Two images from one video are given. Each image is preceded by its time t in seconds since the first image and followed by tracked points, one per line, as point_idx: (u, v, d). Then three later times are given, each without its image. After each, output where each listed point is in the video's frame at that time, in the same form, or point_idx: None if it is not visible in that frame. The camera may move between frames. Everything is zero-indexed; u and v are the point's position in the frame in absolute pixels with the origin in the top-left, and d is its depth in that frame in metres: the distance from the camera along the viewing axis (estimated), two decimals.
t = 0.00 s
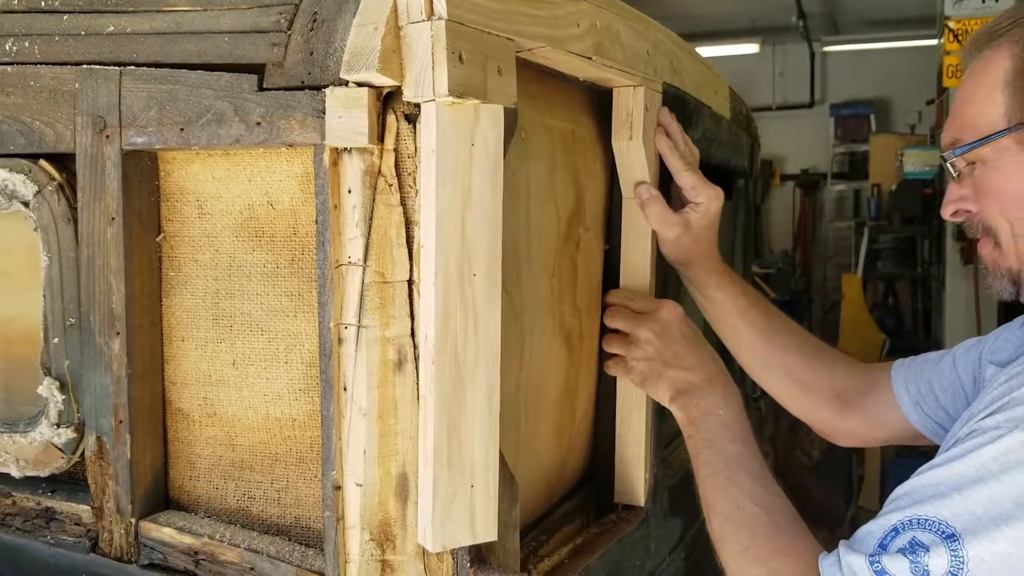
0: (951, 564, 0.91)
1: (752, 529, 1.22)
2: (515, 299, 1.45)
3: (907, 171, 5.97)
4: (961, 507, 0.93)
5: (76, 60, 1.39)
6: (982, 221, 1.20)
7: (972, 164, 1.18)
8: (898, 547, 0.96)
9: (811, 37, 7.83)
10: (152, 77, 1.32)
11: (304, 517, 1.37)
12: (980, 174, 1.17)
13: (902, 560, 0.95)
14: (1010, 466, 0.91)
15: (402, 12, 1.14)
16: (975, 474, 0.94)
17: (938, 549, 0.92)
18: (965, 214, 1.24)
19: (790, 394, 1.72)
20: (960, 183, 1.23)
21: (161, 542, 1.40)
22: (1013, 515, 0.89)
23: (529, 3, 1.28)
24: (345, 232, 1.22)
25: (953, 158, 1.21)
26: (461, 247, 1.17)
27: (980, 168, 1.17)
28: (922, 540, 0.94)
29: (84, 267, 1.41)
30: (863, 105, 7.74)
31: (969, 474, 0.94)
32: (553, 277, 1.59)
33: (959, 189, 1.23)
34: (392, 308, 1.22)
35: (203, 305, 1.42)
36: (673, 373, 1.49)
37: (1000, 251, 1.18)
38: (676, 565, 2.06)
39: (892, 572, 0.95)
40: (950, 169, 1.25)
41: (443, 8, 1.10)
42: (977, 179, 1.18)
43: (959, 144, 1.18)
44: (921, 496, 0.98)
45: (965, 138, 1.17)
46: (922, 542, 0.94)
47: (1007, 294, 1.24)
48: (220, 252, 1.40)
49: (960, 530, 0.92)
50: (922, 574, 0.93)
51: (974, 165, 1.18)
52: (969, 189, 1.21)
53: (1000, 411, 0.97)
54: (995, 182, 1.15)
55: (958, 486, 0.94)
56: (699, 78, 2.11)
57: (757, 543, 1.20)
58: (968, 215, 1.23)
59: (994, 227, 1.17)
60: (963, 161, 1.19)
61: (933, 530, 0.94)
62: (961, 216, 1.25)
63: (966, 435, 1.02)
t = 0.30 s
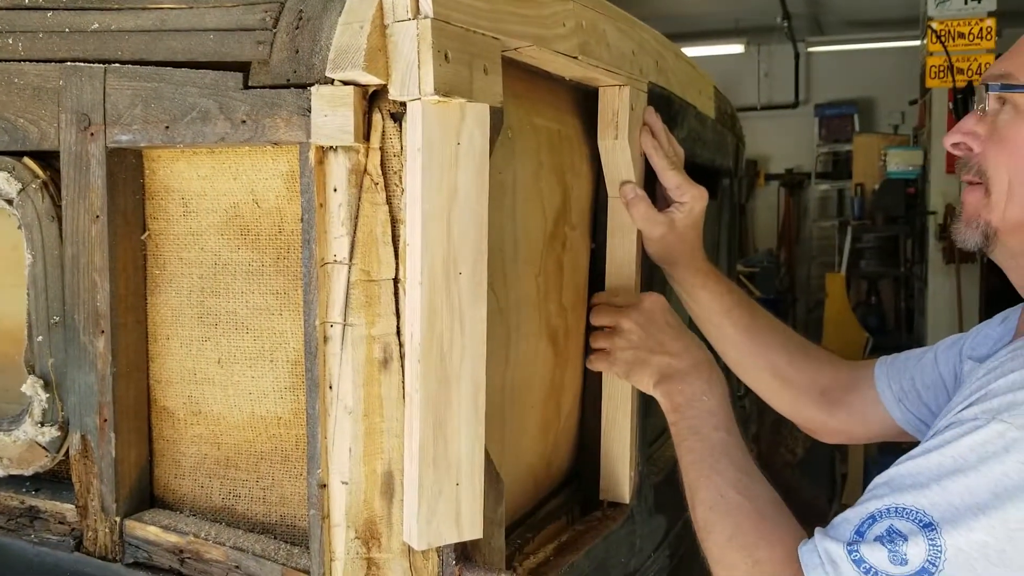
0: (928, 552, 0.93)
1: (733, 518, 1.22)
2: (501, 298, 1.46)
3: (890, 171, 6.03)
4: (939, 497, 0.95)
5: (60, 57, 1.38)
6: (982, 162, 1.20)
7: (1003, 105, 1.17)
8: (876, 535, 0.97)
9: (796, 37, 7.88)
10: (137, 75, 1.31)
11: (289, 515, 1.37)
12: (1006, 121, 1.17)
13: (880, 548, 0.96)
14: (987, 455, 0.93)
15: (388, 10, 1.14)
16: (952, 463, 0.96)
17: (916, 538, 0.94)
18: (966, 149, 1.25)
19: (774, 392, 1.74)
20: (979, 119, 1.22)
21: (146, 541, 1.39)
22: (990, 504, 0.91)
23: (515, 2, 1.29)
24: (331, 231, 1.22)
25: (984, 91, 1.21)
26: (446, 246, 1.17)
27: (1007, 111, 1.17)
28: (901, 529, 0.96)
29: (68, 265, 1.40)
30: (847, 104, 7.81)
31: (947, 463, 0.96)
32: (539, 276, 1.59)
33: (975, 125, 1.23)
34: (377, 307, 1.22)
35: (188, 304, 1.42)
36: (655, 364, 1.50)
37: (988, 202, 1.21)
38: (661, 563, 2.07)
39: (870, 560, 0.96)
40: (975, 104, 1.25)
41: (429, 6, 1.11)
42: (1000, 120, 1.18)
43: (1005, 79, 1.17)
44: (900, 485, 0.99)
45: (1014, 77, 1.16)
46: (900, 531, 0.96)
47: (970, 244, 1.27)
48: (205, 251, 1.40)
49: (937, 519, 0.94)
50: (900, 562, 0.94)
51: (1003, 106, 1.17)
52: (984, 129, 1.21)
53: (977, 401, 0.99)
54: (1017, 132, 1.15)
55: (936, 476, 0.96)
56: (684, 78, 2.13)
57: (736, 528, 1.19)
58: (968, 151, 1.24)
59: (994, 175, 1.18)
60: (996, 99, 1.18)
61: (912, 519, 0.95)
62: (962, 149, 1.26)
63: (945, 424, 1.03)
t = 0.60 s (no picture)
0: (895, 468, 0.92)
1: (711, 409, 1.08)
2: (497, 297, 1.46)
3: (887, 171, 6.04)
4: (922, 424, 0.93)
5: (57, 58, 1.38)
6: (990, 160, 1.18)
7: (1015, 101, 1.15)
8: (848, 441, 0.95)
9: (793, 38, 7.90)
10: (134, 75, 1.32)
11: (286, 514, 1.37)
12: (1016, 117, 1.15)
13: (850, 454, 0.94)
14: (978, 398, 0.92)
15: (384, 11, 1.14)
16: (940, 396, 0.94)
17: (889, 451, 0.93)
18: (974, 146, 1.22)
19: (773, 391, 1.74)
20: (989, 116, 1.20)
21: (143, 540, 1.39)
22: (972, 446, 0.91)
23: (511, 2, 1.29)
24: (328, 231, 1.23)
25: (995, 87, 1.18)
26: (443, 245, 1.18)
27: (1018, 108, 1.15)
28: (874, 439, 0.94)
29: (65, 265, 1.40)
30: (844, 105, 7.81)
31: (934, 394, 0.95)
32: (535, 275, 1.60)
33: (984, 120, 1.20)
34: (374, 307, 1.22)
35: (185, 304, 1.42)
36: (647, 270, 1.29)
37: (995, 199, 1.18)
38: (658, 562, 2.07)
39: (837, 464, 0.94)
40: (984, 99, 1.22)
41: (426, 7, 1.11)
42: (1010, 118, 1.15)
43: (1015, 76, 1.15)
44: (881, 407, 0.98)
45: None
46: (873, 444, 0.94)
47: (975, 240, 1.25)
48: (201, 251, 1.40)
49: (914, 439, 0.92)
50: (866, 472, 0.93)
51: (1014, 103, 1.15)
52: (993, 125, 1.18)
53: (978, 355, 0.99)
54: None
55: (922, 405, 0.95)
56: (680, 79, 2.13)
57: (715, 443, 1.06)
58: (977, 147, 1.22)
59: (1002, 173, 1.16)
60: (1008, 95, 1.16)
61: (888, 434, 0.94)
62: (970, 145, 1.23)
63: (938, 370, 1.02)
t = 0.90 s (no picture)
0: (885, 425, 0.97)
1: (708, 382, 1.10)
2: (495, 298, 1.47)
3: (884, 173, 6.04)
4: (916, 386, 0.99)
5: (56, 61, 1.39)
6: (986, 163, 1.19)
7: (1010, 105, 1.16)
8: (845, 397, 1.01)
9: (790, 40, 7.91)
10: (134, 79, 1.32)
11: (286, 516, 1.38)
12: (1011, 120, 1.16)
13: (845, 410, 1.00)
14: (974, 367, 0.98)
15: (383, 14, 1.15)
16: (936, 363, 1.00)
17: (882, 409, 0.98)
18: (969, 150, 1.23)
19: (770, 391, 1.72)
20: (984, 119, 1.21)
21: (143, 542, 1.40)
22: (963, 413, 0.96)
23: (509, 6, 1.30)
24: (327, 233, 1.23)
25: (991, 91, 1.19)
26: (442, 248, 1.18)
27: (1013, 112, 1.16)
28: (868, 396, 1.00)
29: (65, 268, 1.41)
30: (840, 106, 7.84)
31: (932, 360, 1.00)
32: (533, 277, 1.61)
33: (980, 123, 1.21)
34: (373, 308, 1.23)
35: (185, 306, 1.43)
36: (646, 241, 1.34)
37: (990, 201, 1.19)
38: (656, 563, 2.08)
39: (832, 417, 1.00)
40: (979, 103, 1.24)
41: (424, 11, 1.12)
42: (1005, 122, 1.16)
43: (1011, 80, 1.17)
44: (880, 371, 1.03)
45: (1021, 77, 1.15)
46: (869, 402, 0.99)
47: (970, 243, 1.24)
48: (201, 253, 1.41)
49: (908, 400, 0.98)
50: (859, 428, 0.98)
51: (1009, 106, 1.16)
52: (989, 129, 1.20)
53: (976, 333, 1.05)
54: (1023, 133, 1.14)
55: (919, 370, 1.00)
56: (677, 81, 2.14)
57: (714, 434, 1.08)
58: (973, 151, 1.23)
59: (997, 175, 1.17)
60: (1003, 98, 1.17)
61: (882, 394, 0.99)
62: (966, 149, 1.24)
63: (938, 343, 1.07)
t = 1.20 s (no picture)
0: (877, 421, 0.96)
1: (703, 384, 1.10)
2: (490, 303, 1.47)
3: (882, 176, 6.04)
4: (908, 383, 0.97)
5: (55, 69, 1.40)
6: (974, 170, 1.21)
7: (996, 114, 1.17)
8: (837, 394, 0.99)
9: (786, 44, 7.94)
10: (132, 86, 1.33)
11: (284, 520, 1.38)
12: (998, 129, 1.16)
13: (837, 406, 0.98)
14: (964, 364, 0.96)
15: (380, 22, 1.16)
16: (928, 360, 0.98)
17: (874, 406, 0.97)
18: (958, 157, 1.25)
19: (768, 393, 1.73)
20: (973, 127, 1.21)
21: (141, 547, 1.40)
22: (953, 409, 0.94)
23: (506, 13, 1.31)
24: (325, 240, 1.24)
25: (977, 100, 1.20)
26: (438, 253, 1.19)
27: (999, 121, 1.16)
28: (860, 393, 0.98)
29: (65, 274, 1.41)
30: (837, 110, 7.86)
31: (924, 357, 0.98)
32: (528, 281, 1.61)
33: (968, 132, 1.22)
34: (370, 313, 1.24)
35: (183, 311, 1.43)
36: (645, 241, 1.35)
37: (976, 206, 1.21)
38: (653, 566, 2.09)
39: (824, 415, 0.98)
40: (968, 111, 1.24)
41: (421, 18, 1.13)
42: (992, 131, 1.17)
43: (996, 90, 1.17)
44: (872, 369, 1.02)
45: (1006, 87, 1.15)
46: (861, 399, 0.98)
47: (961, 247, 1.27)
48: (199, 259, 1.41)
49: (899, 397, 0.96)
50: (850, 425, 0.97)
51: (995, 116, 1.17)
52: (977, 136, 1.20)
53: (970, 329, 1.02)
54: (1009, 142, 1.15)
55: (911, 367, 0.98)
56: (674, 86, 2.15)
57: (709, 433, 1.07)
58: (962, 158, 1.24)
59: (984, 181, 1.19)
60: (989, 107, 1.18)
61: (874, 390, 0.97)
62: (955, 156, 1.26)
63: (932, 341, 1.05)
